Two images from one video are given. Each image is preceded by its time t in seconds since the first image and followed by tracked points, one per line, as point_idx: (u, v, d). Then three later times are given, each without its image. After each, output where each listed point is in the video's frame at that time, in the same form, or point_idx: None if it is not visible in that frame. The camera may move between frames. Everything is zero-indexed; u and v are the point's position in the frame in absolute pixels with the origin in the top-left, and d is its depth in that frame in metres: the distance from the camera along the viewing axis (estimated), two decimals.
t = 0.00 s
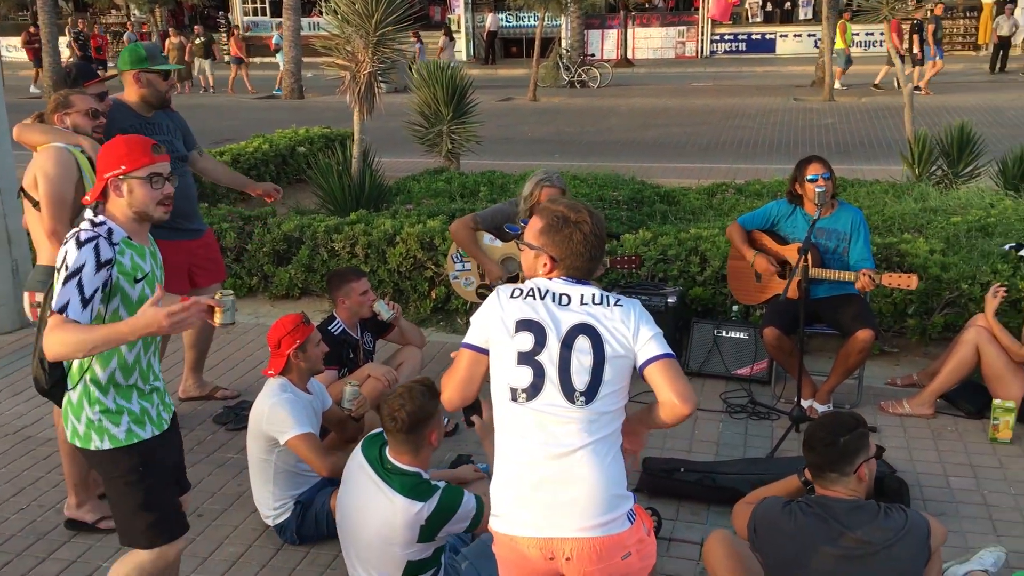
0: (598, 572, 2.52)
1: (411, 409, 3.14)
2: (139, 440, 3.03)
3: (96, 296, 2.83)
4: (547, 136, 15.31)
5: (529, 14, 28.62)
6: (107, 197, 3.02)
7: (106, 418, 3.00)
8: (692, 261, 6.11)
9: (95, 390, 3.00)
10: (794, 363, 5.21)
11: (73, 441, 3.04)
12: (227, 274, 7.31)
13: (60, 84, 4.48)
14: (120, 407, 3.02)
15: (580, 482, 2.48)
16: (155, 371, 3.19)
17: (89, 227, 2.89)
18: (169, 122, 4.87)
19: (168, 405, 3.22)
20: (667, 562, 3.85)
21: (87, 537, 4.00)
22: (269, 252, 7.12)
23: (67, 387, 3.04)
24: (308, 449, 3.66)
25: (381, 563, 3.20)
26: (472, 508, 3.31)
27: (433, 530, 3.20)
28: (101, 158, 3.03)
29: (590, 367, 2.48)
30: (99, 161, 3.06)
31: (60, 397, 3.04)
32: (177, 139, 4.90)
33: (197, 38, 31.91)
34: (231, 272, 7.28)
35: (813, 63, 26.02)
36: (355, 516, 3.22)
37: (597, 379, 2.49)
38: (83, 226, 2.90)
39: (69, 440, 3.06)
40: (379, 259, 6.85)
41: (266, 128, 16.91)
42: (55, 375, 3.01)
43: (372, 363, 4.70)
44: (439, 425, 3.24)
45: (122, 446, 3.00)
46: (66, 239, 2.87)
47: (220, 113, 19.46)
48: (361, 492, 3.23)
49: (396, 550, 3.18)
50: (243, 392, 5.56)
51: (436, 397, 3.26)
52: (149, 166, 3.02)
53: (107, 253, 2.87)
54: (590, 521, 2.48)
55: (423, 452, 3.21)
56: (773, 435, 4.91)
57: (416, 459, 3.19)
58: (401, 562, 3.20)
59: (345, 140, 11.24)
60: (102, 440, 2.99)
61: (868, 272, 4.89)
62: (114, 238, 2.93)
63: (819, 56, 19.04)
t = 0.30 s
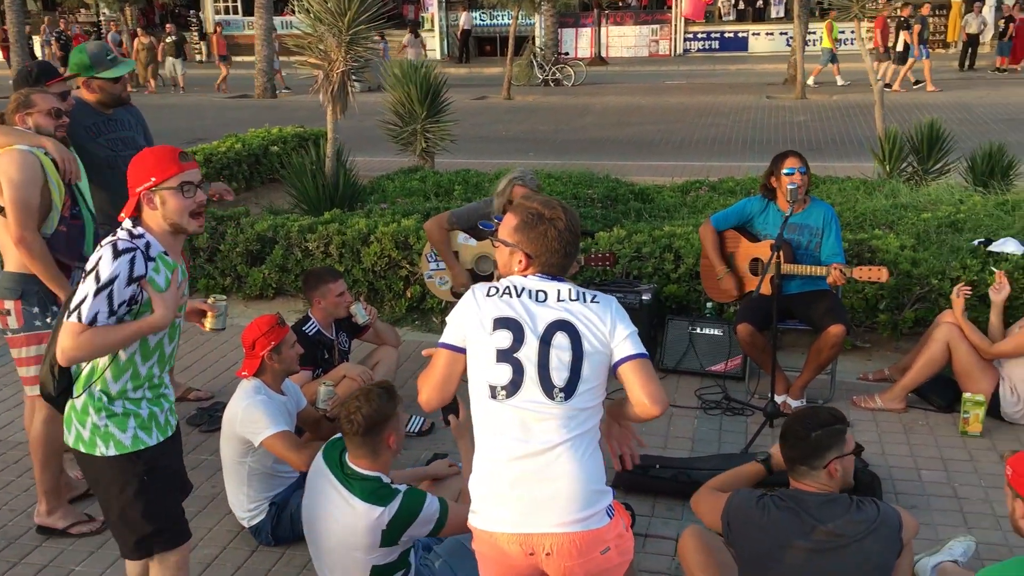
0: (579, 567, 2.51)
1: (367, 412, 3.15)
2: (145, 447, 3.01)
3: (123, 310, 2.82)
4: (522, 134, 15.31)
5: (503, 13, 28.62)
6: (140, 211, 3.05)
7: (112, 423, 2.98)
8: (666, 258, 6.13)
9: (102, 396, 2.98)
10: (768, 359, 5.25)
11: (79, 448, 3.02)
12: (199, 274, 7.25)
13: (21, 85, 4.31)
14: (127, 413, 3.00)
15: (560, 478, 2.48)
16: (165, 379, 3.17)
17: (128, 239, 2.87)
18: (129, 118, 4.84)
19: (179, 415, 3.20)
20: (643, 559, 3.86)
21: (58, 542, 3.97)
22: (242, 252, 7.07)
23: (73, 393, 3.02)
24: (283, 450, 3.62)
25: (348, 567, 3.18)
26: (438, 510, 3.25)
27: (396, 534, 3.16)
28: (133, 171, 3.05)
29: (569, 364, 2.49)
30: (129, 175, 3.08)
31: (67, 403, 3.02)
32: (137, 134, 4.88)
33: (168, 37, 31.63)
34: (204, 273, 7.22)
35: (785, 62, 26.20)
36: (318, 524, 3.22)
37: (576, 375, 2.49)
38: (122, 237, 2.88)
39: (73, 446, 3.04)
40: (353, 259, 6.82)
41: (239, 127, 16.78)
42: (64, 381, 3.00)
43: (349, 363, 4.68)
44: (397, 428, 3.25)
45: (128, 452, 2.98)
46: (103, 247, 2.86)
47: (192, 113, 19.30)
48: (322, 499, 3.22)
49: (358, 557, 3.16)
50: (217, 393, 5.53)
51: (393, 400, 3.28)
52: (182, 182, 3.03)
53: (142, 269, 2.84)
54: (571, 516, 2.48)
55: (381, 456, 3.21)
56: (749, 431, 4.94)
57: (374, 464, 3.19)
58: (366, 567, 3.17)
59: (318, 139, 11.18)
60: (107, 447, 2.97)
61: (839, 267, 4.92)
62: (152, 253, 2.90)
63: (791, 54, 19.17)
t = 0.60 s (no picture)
0: (557, 560, 2.52)
1: (321, 411, 3.18)
2: (150, 462, 3.01)
3: (152, 325, 2.79)
4: (495, 133, 15.32)
5: (476, 11, 28.59)
6: (170, 226, 3.01)
7: (119, 437, 2.96)
8: (640, 256, 6.16)
9: (110, 411, 2.96)
10: (740, 356, 5.29)
11: (80, 462, 2.98)
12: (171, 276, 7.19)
13: None
14: (134, 427, 2.99)
15: (539, 472, 2.49)
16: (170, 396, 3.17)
17: (161, 254, 2.83)
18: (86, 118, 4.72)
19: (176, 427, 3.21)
20: (618, 555, 3.88)
21: (28, 547, 3.94)
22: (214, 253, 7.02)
23: (77, 406, 2.97)
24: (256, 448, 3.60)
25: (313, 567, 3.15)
26: (403, 512, 3.19)
27: (359, 534, 3.11)
28: (161, 182, 2.99)
29: (546, 359, 2.50)
30: (154, 187, 3.03)
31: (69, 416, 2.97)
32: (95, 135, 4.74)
33: (137, 37, 31.33)
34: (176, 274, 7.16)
35: (756, 60, 26.39)
36: (284, 526, 3.20)
37: (552, 370, 2.50)
38: (155, 250, 2.83)
39: (72, 460, 3.00)
40: (327, 259, 6.80)
41: (210, 127, 16.66)
42: (70, 395, 2.94)
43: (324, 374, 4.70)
44: (355, 426, 3.27)
45: (134, 467, 2.97)
46: (136, 258, 2.80)
47: (163, 113, 19.14)
48: (286, 502, 3.20)
49: (324, 557, 3.13)
50: (189, 395, 5.49)
51: (349, 398, 3.31)
52: (213, 197, 3.01)
53: (174, 286, 2.82)
54: (550, 511, 2.49)
55: (340, 454, 3.23)
56: (722, 427, 4.98)
57: (333, 463, 3.21)
58: (332, 566, 3.14)
59: (291, 139, 11.13)
60: (112, 462, 2.95)
61: (812, 264, 4.96)
62: (182, 270, 2.87)
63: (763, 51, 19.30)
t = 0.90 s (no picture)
0: (534, 556, 2.52)
1: (285, 404, 3.20)
2: (152, 470, 2.95)
3: (166, 329, 2.75)
4: (468, 131, 15.30)
5: (447, 9, 28.55)
6: (183, 228, 2.97)
7: (123, 444, 2.90)
8: (612, 253, 6.17)
9: (116, 417, 2.90)
10: (712, 352, 5.32)
11: (77, 467, 2.92)
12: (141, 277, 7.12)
13: None
14: (137, 434, 2.93)
15: (516, 469, 2.49)
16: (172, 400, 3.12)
17: (175, 256, 2.78)
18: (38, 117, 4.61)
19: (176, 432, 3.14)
20: (593, 552, 3.89)
21: None
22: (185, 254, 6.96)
23: (82, 408, 2.89)
24: (222, 451, 3.57)
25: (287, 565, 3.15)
26: (373, 504, 3.12)
27: (327, 528, 3.09)
28: (175, 183, 2.94)
29: (522, 356, 2.49)
30: (168, 186, 2.97)
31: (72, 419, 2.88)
32: (50, 135, 4.65)
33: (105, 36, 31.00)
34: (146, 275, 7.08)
35: (727, 58, 26.54)
36: (255, 524, 3.18)
37: (529, 367, 2.50)
38: (169, 253, 2.79)
39: (71, 465, 2.92)
40: (299, 258, 6.76)
41: (180, 126, 16.52)
42: (76, 396, 2.85)
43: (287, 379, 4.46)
44: (317, 417, 3.27)
45: (135, 475, 2.91)
46: (149, 260, 2.75)
47: (132, 112, 18.95)
48: (254, 501, 3.18)
49: (297, 553, 3.12)
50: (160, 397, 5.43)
51: (310, 391, 3.33)
52: (230, 201, 2.99)
53: (189, 290, 2.78)
54: (528, 507, 2.48)
55: (303, 447, 3.22)
56: (694, 422, 5.00)
57: (292, 457, 3.20)
58: (306, 562, 3.15)
59: (262, 137, 11.06)
60: (112, 468, 2.89)
61: (782, 259, 4.99)
62: (196, 273, 2.83)
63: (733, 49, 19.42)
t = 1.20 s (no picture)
0: (504, 556, 2.52)
1: (264, 400, 3.18)
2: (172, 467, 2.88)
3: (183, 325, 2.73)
4: (437, 131, 15.26)
5: (416, 9, 28.47)
6: (175, 228, 2.92)
7: (139, 446, 2.85)
8: (582, 252, 6.19)
9: (129, 421, 2.86)
10: (682, 349, 5.36)
11: (96, 477, 2.86)
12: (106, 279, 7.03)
13: None
14: (152, 435, 2.89)
15: (484, 469, 2.49)
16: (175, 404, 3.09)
17: (169, 253, 2.77)
18: None
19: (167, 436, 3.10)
20: (563, 549, 3.90)
21: None
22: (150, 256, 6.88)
23: (92, 417, 2.84)
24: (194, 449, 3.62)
25: (264, 563, 3.13)
26: (353, 500, 3.18)
27: (308, 522, 3.10)
28: (172, 182, 2.90)
29: (489, 356, 2.49)
30: (162, 186, 2.92)
31: (83, 427, 2.83)
32: (11, 135, 4.50)
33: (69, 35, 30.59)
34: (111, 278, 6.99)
35: (694, 57, 26.69)
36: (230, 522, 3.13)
37: (496, 367, 2.50)
38: (161, 250, 2.77)
39: (87, 478, 2.87)
40: (267, 259, 6.71)
41: (146, 127, 16.35)
42: (84, 403, 2.81)
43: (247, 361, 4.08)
44: (298, 412, 3.26)
45: (155, 474, 2.83)
46: (145, 261, 2.72)
47: (97, 113, 18.71)
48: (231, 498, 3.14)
49: (275, 551, 3.11)
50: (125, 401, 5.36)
51: (289, 386, 3.30)
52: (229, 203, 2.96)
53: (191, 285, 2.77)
54: (496, 507, 2.48)
55: (285, 441, 3.20)
56: (664, 420, 5.02)
57: (271, 453, 3.17)
58: (283, 560, 3.13)
59: (229, 138, 10.98)
60: (133, 471, 2.83)
61: (748, 257, 5.03)
62: (192, 269, 2.81)
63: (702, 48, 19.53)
